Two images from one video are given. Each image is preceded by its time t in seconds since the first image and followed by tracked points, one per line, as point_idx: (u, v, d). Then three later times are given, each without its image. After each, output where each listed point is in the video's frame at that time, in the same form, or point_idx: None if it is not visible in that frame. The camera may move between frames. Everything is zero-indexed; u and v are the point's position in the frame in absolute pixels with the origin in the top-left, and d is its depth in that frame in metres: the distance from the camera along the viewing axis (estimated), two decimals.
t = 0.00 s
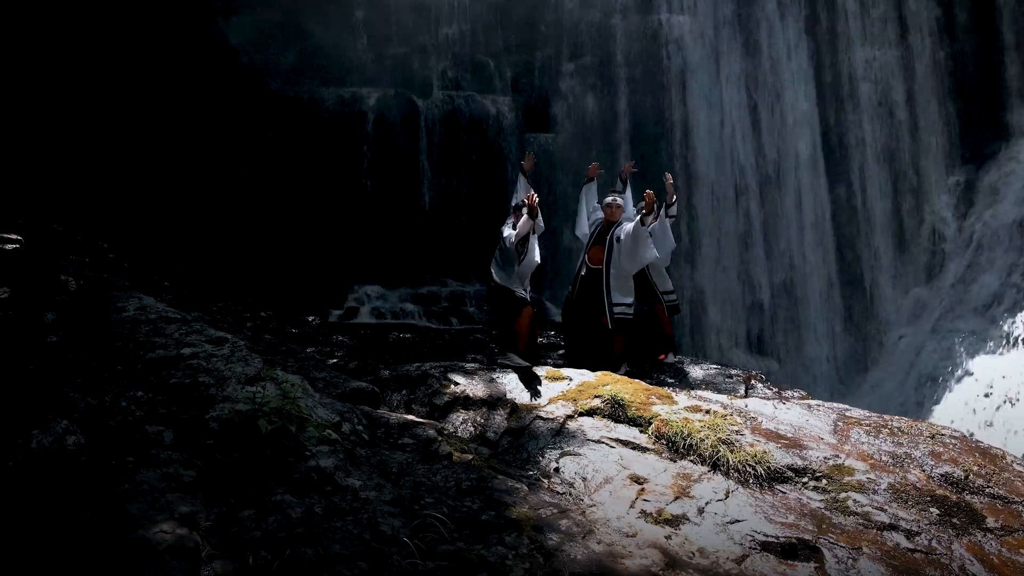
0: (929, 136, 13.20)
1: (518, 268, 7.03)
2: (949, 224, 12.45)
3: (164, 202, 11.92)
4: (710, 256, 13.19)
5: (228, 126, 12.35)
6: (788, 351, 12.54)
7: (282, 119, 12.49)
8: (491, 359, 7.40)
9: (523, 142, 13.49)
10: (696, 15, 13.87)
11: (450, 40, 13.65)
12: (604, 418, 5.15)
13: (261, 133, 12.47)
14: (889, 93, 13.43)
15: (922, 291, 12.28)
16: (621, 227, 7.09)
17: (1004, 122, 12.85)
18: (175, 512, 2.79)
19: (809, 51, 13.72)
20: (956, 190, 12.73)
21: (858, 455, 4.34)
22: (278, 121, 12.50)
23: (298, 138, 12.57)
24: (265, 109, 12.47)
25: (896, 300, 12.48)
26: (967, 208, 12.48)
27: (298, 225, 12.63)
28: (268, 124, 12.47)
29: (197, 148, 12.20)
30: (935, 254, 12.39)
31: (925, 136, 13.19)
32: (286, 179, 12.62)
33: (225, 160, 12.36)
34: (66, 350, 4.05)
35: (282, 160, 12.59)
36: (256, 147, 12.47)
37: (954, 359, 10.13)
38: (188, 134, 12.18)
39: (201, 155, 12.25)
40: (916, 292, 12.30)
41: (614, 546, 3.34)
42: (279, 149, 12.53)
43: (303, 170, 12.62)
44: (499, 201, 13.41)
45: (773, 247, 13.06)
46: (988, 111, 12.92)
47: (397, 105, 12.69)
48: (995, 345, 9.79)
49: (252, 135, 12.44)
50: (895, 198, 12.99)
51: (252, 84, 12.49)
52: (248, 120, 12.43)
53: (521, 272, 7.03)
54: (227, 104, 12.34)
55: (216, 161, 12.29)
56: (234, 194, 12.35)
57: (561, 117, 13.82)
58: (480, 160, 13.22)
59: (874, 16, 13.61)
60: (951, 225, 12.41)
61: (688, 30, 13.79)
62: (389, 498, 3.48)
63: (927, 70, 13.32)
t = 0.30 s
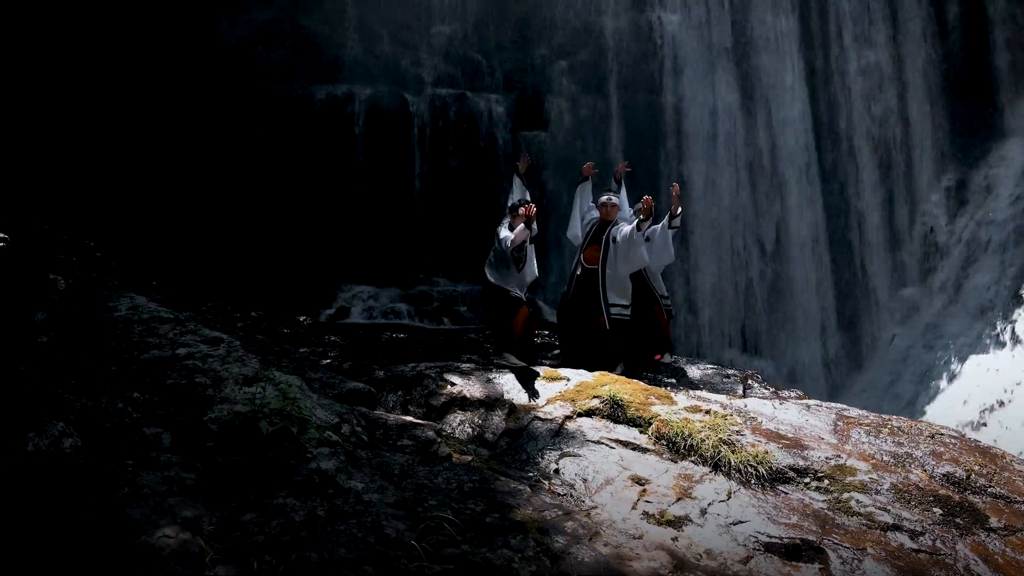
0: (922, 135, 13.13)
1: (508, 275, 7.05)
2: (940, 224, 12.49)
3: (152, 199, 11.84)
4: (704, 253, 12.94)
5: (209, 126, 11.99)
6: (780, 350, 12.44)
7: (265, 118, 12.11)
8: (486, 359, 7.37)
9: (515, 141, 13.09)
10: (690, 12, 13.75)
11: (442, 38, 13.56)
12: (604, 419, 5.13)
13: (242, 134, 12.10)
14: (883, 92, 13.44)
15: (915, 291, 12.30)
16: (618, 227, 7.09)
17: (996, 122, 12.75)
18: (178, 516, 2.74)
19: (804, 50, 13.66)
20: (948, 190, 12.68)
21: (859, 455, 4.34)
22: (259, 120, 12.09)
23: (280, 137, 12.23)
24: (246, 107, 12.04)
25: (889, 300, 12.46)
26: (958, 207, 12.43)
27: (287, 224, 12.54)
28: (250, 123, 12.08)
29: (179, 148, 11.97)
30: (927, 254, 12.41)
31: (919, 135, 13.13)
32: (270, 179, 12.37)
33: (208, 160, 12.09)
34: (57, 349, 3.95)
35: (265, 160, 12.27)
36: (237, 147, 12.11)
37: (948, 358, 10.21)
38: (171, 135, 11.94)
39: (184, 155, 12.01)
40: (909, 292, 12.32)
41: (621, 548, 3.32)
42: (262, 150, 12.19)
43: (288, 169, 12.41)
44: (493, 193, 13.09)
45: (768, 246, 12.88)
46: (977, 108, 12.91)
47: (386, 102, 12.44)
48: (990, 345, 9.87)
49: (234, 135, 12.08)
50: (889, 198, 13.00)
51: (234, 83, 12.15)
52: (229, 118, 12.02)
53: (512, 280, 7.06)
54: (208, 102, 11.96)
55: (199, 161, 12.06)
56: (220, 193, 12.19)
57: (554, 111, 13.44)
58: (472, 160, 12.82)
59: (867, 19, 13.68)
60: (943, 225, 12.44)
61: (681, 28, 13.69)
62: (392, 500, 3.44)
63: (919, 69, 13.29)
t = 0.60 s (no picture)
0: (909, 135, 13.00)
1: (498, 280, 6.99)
2: (927, 224, 12.45)
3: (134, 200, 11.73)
4: (693, 254, 12.80)
5: (199, 125, 12.02)
6: (769, 351, 12.46)
7: (252, 119, 12.16)
8: (477, 361, 7.33)
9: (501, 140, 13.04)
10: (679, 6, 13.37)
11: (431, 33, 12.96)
12: (598, 420, 5.10)
13: (232, 132, 12.11)
14: (869, 89, 13.23)
15: (901, 291, 12.35)
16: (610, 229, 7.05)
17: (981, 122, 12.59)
18: (175, 523, 2.70)
19: (790, 48, 13.40)
20: (935, 190, 12.64)
21: (855, 455, 4.36)
22: (250, 119, 12.12)
23: (269, 135, 12.19)
24: (236, 107, 12.09)
25: (876, 299, 12.50)
26: (945, 208, 12.40)
27: (271, 224, 12.36)
28: (239, 121, 12.11)
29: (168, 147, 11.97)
30: (913, 253, 12.45)
31: (906, 135, 13.00)
32: (257, 177, 12.23)
33: (195, 159, 12.09)
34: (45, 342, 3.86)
35: (253, 159, 12.17)
36: (226, 146, 12.14)
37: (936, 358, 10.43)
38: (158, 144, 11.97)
39: (172, 154, 12.00)
40: (895, 292, 12.36)
41: (623, 552, 3.31)
42: (252, 147, 12.14)
43: (276, 167, 12.30)
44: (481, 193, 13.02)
45: (758, 248, 12.82)
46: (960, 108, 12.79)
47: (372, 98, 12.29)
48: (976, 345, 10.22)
49: (223, 134, 12.10)
50: (875, 197, 12.92)
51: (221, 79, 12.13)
52: (219, 118, 12.08)
53: (502, 286, 6.98)
54: (197, 103, 12.02)
55: (188, 160, 12.03)
56: (204, 193, 12.09)
57: (543, 107, 13.29)
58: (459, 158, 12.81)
59: (855, 15, 13.30)
60: (929, 225, 12.42)
61: (669, 28, 13.28)
62: (391, 504, 3.39)
63: (907, 70, 13.11)
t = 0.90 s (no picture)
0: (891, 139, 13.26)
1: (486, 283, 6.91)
2: (910, 227, 12.61)
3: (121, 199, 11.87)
4: (678, 255, 12.81)
5: (180, 130, 12.02)
6: (755, 352, 12.44)
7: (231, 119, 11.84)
8: (464, 361, 7.29)
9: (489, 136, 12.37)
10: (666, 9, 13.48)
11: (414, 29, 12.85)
12: (589, 422, 5.08)
13: (212, 138, 12.03)
14: (852, 95, 13.44)
15: (885, 292, 12.45)
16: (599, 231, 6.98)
17: (961, 130, 12.83)
18: (166, 531, 2.62)
19: (775, 52, 13.59)
20: (918, 193, 12.85)
21: (847, 457, 4.37)
22: (230, 124, 11.88)
23: (246, 142, 11.85)
24: (216, 111, 11.92)
25: (860, 300, 12.56)
26: (930, 209, 12.61)
27: (250, 229, 12.38)
28: (218, 127, 11.96)
29: (149, 151, 11.97)
30: (898, 256, 12.54)
31: (888, 138, 13.24)
32: (235, 184, 12.16)
33: (175, 164, 12.11)
34: (33, 337, 3.80)
35: (232, 165, 12.04)
36: (206, 152, 12.09)
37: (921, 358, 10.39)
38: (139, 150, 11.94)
39: (154, 158, 12.03)
40: (879, 293, 12.45)
41: (620, 556, 3.28)
42: (231, 153, 11.99)
43: (253, 174, 12.05)
44: (468, 193, 12.62)
45: (742, 249, 12.83)
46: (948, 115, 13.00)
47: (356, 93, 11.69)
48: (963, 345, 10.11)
49: (204, 139, 12.05)
50: (859, 200, 13.07)
51: (198, 82, 11.93)
52: (200, 123, 12.01)
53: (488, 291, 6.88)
54: (177, 107, 11.92)
55: (170, 165, 12.11)
56: (183, 199, 12.16)
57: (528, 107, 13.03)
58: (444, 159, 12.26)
59: (841, 22, 13.65)
60: (912, 228, 12.59)
61: (658, 27, 13.33)
62: (384, 509, 3.34)
63: (894, 71, 13.43)
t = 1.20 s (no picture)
0: (870, 137, 13.18)
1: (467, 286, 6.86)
2: (890, 226, 12.40)
3: (93, 197, 11.49)
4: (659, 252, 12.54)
5: (160, 127, 11.90)
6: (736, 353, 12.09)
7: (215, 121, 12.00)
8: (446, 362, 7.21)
9: (468, 132, 12.42)
10: (646, 8, 13.35)
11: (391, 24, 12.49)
12: (574, 423, 5.05)
13: (197, 132, 12.03)
14: (831, 97, 13.38)
15: (866, 291, 12.21)
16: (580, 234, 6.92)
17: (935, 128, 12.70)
18: (149, 541, 2.55)
19: (756, 56, 13.56)
20: (895, 194, 12.63)
21: (833, 457, 4.40)
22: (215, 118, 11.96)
23: (234, 135, 11.94)
24: (202, 106, 11.97)
25: (841, 299, 12.34)
26: (906, 209, 12.35)
27: (230, 226, 12.13)
28: (204, 121, 12.00)
29: (126, 146, 11.69)
30: (876, 257, 12.33)
31: (867, 137, 13.14)
32: (219, 179, 12.08)
33: (153, 160, 11.89)
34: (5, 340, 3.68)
35: (217, 160, 12.04)
36: (189, 147, 12.04)
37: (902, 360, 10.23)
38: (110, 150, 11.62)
39: (131, 153, 11.73)
40: (860, 292, 12.22)
41: (612, 560, 3.25)
42: (218, 148, 12.05)
43: (239, 169, 12.02)
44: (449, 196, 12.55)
45: (723, 249, 12.64)
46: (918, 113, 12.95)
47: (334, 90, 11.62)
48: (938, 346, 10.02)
49: (187, 134, 12.00)
50: (839, 199, 12.94)
51: (180, 74, 11.85)
52: (183, 117, 11.96)
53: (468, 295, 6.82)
54: (160, 100, 11.82)
55: (145, 162, 11.86)
56: (162, 194, 11.94)
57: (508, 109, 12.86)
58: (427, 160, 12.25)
59: (818, 24, 13.66)
60: (892, 227, 12.37)
61: (637, 28, 13.15)
62: (371, 515, 3.27)
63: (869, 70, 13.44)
